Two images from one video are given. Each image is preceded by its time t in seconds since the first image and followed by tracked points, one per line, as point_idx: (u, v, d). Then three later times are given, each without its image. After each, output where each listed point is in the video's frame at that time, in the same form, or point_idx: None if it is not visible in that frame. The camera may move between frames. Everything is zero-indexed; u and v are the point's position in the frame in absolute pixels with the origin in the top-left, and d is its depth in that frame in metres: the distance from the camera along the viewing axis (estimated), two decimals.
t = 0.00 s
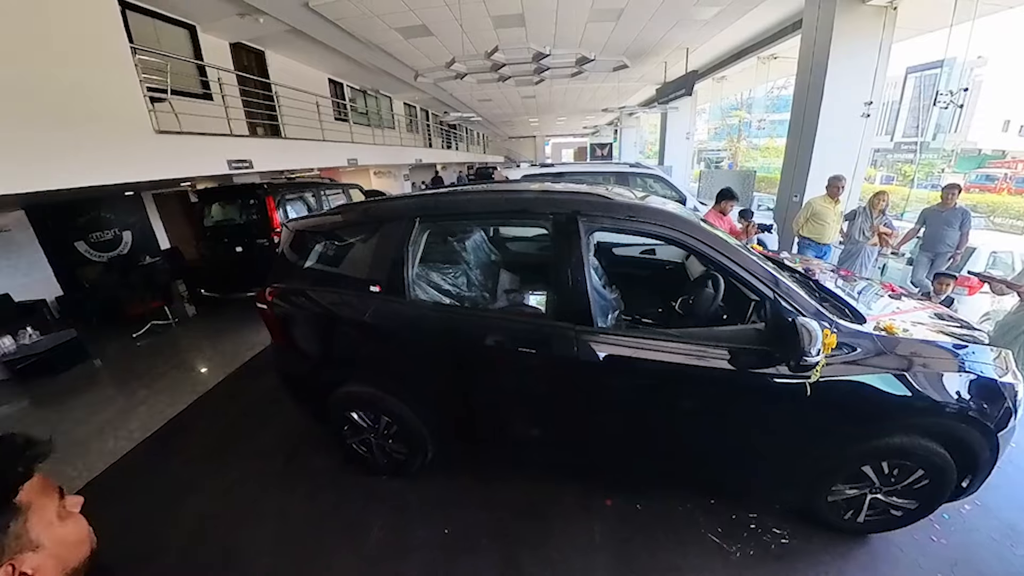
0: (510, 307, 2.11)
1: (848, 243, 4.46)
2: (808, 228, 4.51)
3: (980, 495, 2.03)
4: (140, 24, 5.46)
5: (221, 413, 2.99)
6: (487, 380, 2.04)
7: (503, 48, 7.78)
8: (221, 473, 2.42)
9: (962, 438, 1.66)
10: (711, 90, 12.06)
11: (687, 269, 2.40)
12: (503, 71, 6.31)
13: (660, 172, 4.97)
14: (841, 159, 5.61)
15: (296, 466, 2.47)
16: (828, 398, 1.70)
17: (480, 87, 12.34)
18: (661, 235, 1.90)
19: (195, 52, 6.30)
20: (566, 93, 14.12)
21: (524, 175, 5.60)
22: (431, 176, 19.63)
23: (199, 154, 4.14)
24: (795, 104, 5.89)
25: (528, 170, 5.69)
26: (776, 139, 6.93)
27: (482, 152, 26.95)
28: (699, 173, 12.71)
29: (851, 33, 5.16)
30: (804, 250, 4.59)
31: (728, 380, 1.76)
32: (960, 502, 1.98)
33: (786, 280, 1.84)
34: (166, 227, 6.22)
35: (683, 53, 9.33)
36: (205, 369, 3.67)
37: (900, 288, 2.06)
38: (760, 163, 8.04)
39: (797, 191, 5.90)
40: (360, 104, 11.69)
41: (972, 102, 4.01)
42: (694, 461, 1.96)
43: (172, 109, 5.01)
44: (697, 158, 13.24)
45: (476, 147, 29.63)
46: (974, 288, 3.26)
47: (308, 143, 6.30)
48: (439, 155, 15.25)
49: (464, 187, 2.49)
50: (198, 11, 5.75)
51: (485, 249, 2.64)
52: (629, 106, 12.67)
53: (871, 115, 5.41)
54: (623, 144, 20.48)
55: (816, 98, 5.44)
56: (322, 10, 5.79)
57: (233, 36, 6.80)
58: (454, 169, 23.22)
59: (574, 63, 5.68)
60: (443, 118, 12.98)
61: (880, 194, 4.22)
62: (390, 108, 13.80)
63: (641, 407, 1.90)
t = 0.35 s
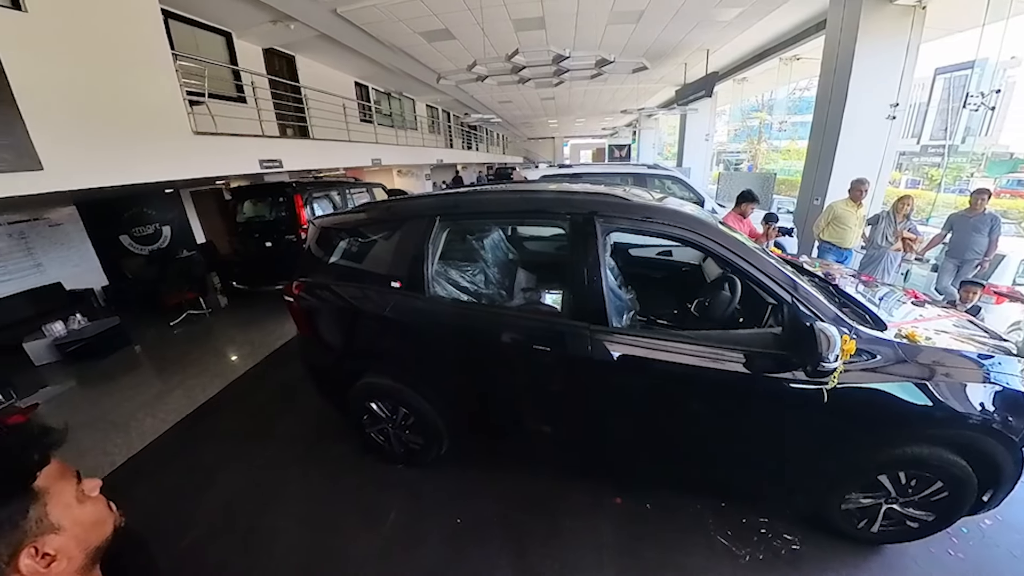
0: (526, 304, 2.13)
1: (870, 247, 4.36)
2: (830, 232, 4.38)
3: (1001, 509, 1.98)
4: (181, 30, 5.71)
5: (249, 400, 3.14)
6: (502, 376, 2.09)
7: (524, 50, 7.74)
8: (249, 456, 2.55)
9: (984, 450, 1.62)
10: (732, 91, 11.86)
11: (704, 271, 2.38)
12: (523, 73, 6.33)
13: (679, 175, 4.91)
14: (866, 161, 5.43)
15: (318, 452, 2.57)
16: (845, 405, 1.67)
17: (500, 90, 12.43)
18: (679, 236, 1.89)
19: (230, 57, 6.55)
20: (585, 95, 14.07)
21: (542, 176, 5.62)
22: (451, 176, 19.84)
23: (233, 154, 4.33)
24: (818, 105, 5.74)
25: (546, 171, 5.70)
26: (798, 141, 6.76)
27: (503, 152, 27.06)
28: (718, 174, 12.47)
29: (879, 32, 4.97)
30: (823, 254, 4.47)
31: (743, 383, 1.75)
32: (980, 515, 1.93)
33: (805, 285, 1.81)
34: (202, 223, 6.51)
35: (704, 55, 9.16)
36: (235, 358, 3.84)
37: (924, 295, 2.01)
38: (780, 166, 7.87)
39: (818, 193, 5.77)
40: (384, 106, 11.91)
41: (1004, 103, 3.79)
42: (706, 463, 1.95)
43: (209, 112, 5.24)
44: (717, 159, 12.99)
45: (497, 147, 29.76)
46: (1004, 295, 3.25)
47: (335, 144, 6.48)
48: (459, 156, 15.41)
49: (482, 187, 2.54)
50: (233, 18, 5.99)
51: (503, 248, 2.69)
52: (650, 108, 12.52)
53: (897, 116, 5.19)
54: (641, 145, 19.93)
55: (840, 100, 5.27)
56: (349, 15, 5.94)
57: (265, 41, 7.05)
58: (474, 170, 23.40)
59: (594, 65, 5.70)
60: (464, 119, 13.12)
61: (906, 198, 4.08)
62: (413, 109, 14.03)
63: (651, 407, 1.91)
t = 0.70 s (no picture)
0: (541, 303, 2.16)
1: (891, 251, 4.21)
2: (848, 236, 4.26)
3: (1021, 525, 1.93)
4: (217, 39, 5.94)
5: (272, 389, 3.27)
6: (514, 374, 2.13)
7: (543, 52, 7.75)
8: (272, 442, 2.66)
9: (1005, 464, 1.58)
10: (751, 93, 11.68)
11: (720, 274, 2.36)
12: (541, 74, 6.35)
13: (696, 176, 4.83)
14: (883, 165, 5.23)
15: (337, 441, 2.67)
16: (860, 413, 1.64)
17: (518, 91, 12.51)
18: (695, 239, 1.89)
19: (260, 62, 6.77)
20: (603, 96, 14.01)
21: (559, 176, 5.63)
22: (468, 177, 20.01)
23: (262, 154, 4.50)
24: (840, 105, 5.52)
25: (563, 172, 5.71)
26: (818, 143, 6.59)
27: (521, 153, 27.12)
28: (735, 176, 12.25)
29: (903, 32, 4.77)
30: (843, 258, 4.35)
31: (756, 388, 1.73)
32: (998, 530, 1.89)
33: (822, 289, 1.78)
34: (232, 219, 6.78)
35: (723, 56, 9.02)
36: (261, 348, 4.01)
37: (947, 302, 1.96)
38: (801, 168, 7.73)
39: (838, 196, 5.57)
40: (405, 108, 12.13)
41: None
42: (715, 466, 1.95)
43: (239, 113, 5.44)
44: (734, 162, 12.75)
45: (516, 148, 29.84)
46: None
47: (359, 144, 6.65)
48: (477, 157, 15.54)
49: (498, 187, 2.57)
50: (263, 24, 6.20)
51: (519, 247, 2.73)
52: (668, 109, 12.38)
53: (921, 119, 5.00)
54: (656, 147, 19.82)
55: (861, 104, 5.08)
56: (372, 20, 6.08)
57: (293, 46, 7.28)
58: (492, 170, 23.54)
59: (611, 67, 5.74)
60: (482, 121, 13.24)
61: (929, 202, 3.92)
62: (433, 110, 14.23)
63: (660, 408, 1.92)
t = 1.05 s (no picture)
0: (556, 302, 2.19)
1: (915, 258, 4.05)
2: (870, 241, 4.11)
3: None
4: (248, 42, 6.17)
5: (296, 378, 3.40)
6: (527, 371, 2.16)
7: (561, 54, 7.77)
8: (296, 429, 2.78)
9: None
10: (772, 94, 11.38)
11: (736, 277, 2.33)
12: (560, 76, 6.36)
13: (713, 178, 4.75)
14: (907, 169, 5.00)
15: (356, 430, 2.77)
16: (877, 421, 1.61)
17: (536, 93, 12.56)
18: (712, 241, 1.87)
19: (290, 66, 7.01)
20: (621, 98, 13.90)
21: (578, 176, 5.63)
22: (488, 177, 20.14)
23: (291, 154, 4.67)
24: (863, 108, 5.31)
25: (581, 173, 5.70)
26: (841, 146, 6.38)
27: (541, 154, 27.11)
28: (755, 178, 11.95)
29: (931, 30, 4.53)
30: (865, 263, 4.21)
31: (771, 392, 1.71)
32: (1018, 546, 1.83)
33: (842, 295, 1.75)
34: (261, 215, 7.06)
35: (744, 57, 8.82)
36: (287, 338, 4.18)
37: (972, 310, 1.90)
38: (823, 171, 7.54)
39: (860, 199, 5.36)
40: (427, 109, 12.33)
41: None
42: (725, 469, 1.94)
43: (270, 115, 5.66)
44: (753, 164, 12.36)
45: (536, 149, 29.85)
46: None
47: (383, 144, 6.82)
48: (496, 158, 15.64)
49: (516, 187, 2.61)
50: (293, 30, 6.42)
51: (536, 246, 2.77)
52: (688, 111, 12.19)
53: (950, 121, 4.76)
54: (674, 149, 19.51)
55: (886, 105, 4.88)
56: (397, 25, 6.22)
57: (321, 51, 7.50)
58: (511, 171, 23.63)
59: (630, 68, 5.74)
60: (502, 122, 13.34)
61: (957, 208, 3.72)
62: (454, 111, 14.42)
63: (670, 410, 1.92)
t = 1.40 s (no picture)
0: (569, 301, 2.21)
1: (937, 264, 3.91)
2: (890, 246, 3.99)
3: None
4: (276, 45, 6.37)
5: (316, 370, 3.52)
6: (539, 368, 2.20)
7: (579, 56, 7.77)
8: (316, 418, 2.88)
9: None
10: (790, 96, 11.07)
11: (752, 280, 2.31)
12: (577, 77, 6.35)
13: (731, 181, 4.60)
14: (930, 172, 4.85)
15: (373, 421, 2.85)
16: (893, 429, 1.57)
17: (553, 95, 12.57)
18: (728, 243, 1.86)
19: (316, 69, 7.21)
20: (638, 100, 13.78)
21: (593, 177, 5.61)
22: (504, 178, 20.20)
23: (316, 154, 4.83)
24: (887, 112, 5.13)
25: (597, 174, 5.68)
26: (862, 148, 6.20)
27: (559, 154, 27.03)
28: (771, 179, 11.65)
29: (954, 32, 4.37)
30: (884, 268, 4.08)
31: (784, 397, 1.69)
32: None
33: (861, 300, 1.71)
34: (286, 212, 7.29)
35: (764, 57, 8.64)
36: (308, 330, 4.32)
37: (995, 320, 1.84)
38: (841, 173, 7.33)
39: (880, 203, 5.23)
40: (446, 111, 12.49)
41: None
42: (735, 472, 1.93)
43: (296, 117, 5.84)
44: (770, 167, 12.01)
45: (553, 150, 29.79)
46: None
47: (403, 145, 6.96)
48: (512, 159, 15.69)
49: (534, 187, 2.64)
50: (319, 35, 6.61)
51: (551, 246, 2.79)
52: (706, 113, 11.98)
53: (976, 124, 4.58)
54: (690, 150, 19.21)
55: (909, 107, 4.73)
56: (418, 29, 6.33)
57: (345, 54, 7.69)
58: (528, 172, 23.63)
59: (648, 70, 5.69)
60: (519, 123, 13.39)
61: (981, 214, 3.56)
62: (472, 113, 14.54)
63: (679, 410, 1.92)
